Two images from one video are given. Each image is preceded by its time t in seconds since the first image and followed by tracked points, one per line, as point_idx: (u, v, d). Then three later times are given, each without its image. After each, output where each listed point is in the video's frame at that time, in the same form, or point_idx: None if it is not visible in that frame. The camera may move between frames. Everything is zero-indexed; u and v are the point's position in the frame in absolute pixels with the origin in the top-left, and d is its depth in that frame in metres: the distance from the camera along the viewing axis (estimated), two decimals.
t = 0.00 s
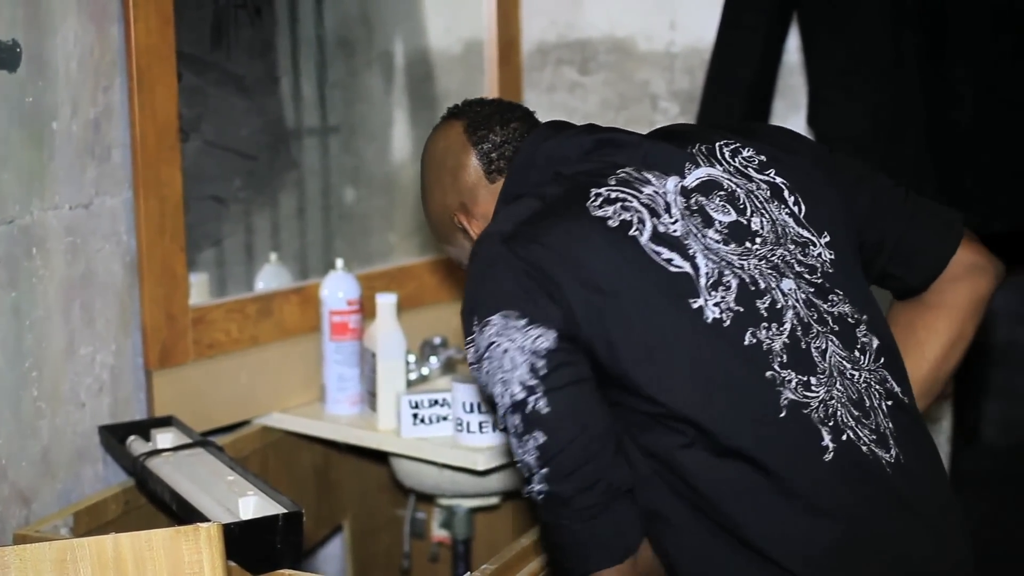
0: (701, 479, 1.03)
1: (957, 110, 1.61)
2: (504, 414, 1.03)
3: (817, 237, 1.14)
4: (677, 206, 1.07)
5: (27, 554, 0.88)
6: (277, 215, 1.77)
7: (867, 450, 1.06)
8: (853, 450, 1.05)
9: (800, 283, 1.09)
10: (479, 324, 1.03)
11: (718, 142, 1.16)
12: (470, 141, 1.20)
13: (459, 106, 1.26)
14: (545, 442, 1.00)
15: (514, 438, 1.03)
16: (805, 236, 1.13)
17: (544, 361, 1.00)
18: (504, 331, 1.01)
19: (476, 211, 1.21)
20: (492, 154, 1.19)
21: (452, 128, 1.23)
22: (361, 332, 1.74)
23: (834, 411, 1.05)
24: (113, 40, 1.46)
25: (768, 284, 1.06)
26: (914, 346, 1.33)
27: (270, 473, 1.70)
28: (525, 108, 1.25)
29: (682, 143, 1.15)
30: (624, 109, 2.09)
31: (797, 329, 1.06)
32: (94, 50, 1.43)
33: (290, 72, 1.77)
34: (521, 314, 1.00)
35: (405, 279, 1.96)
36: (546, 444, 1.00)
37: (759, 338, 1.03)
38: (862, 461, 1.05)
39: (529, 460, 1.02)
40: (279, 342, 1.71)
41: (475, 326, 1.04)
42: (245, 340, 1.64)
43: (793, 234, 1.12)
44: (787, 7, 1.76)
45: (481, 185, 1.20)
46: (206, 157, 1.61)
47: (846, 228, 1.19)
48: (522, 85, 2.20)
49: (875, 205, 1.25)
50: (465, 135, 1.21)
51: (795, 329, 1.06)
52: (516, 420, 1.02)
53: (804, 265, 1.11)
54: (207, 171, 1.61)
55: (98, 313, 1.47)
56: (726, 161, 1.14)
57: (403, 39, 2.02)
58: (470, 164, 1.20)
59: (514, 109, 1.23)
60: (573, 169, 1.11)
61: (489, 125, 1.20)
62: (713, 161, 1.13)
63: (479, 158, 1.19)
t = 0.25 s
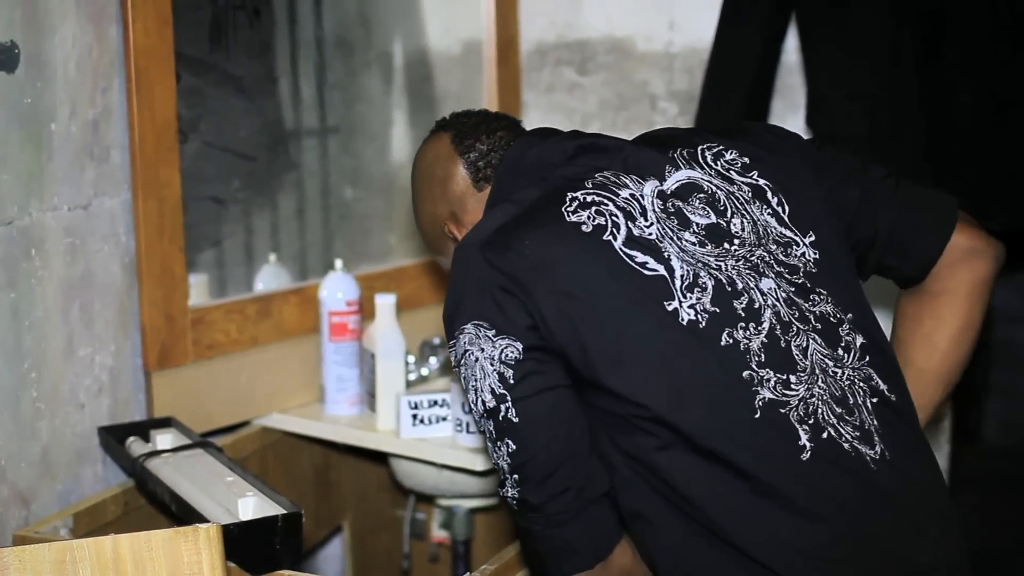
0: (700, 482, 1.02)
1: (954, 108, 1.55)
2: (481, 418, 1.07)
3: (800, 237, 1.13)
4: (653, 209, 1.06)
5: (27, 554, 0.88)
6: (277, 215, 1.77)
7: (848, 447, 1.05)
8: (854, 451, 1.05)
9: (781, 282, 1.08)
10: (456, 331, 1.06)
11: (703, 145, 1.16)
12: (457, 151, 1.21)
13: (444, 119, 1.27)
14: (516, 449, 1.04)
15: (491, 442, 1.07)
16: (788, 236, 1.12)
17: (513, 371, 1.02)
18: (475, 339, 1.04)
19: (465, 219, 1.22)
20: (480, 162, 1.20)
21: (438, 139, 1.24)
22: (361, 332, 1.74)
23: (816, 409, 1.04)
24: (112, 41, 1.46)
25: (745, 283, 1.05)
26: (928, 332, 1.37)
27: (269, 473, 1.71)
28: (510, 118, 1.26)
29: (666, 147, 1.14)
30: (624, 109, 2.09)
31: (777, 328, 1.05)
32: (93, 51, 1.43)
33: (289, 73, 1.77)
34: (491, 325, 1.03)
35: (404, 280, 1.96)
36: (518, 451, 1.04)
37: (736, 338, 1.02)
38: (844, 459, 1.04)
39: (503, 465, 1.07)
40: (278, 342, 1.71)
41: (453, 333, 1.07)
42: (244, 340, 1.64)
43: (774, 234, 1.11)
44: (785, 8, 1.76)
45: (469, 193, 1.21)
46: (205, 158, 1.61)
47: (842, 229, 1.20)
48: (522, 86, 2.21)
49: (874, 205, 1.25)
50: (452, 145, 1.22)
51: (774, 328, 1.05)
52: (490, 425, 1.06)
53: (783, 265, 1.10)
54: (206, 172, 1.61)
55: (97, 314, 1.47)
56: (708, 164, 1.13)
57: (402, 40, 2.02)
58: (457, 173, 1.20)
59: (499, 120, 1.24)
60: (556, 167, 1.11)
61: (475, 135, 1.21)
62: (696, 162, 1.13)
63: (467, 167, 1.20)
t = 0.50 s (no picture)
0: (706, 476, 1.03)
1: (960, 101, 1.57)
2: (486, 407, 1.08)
3: (808, 232, 1.14)
4: (660, 201, 1.06)
5: (34, 553, 0.88)
6: (284, 214, 1.77)
7: (850, 441, 1.05)
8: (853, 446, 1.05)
9: (786, 275, 1.08)
10: (462, 319, 1.08)
11: (711, 139, 1.16)
12: (466, 142, 1.22)
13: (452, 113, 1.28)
14: (520, 435, 1.05)
15: (496, 430, 1.08)
16: (795, 230, 1.13)
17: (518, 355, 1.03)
18: (483, 325, 1.06)
19: (473, 211, 1.23)
20: (489, 152, 1.21)
21: (446, 132, 1.25)
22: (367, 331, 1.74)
23: (818, 403, 1.05)
24: (118, 40, 1.46)
25: (750, 276, 1.06)
26: (947, 307, 1.36)
27: (275, 472, 1.71)
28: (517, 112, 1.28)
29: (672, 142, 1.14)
30: (630, 108, 2.09)
31: (781, 321, 1.05)
32: (99, 50, 1.43)
33: (296, 72, 1.77)
34: (499, 310, 1.05)
35: (410, 279, 1.96)
36: (523, 437, 1.05)
37: (740, 330, 1.03)
38: (845, 453, 1.05)
39: (508, 452, 1.08)
40: (285, 341, 1.71)
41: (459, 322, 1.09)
42: (251, 339, 1.65)
43: (781, 229, 1.11)
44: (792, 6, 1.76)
45: (478, 183, 1.22)
46: (211, 156, 1.61)
47: (848, 228, 1.20)
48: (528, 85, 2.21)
49: (881, 202, 1.24)
50: (461, 136, 1.23)
51: (778, 321, 1.05)
52: (495, 412, 1.07)
53: (789, 259, 1.10)
54: (213, 171, 1.61)
55: (103, 312, 1.47)
56: (716, 159, 1.13)
57: (408, 39, 2.02)
58: (466, 163, 1.21)
59: (508, 112, 1.25)
60: (564, 160, 1.11)
61: (484, 126, 1.22)
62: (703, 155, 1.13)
63: (476, 157, 1.21)
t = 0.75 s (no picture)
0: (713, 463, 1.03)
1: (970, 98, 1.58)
2: (502, 375, 1.06)
3: (825, 218, 1.14)
4: (683, 180, 1.07)
5: (38, 549, 0.88)
6: (289, 210, 1.77)
7: (860, 430, 1.06)
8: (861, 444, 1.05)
9: (802, 261, 1.09)
10: (481, 285, 1.06)
11: (736, 119, 1.15)
12: (482, 112, 1.22)
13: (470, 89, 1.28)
14: (541, 399, 1.03)
15: (510, 398, 1.06)
16: (813, 216, 1.13)
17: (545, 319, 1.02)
18: (508, 289, 1.04)
19: (486, 181, 1.22)
20: (505, 122, 1.21)
21: (463, 104, 1.25)
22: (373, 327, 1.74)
23: (829, 391, 1.05)
24: (124, 36, 1.45)
25: (768, 261, 1.06)
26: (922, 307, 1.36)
27: (280, 467, 1.70)
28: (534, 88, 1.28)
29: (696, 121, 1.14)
30: (637, 104, 2.09)
31: (796, 307, 1.06)
32: (105, 46, 1.43)
33: (302, 68, 1.77)
34: (527, 275, 1.03)
35: (417, 274, 1.96)
36: (544, 400, 1.03)
37: (756, 315, 1.04)
38: (857, 441, 1.05)
39: (525, 418, 1.05)
40: (291, 337, 1.71)
41: (478, 289, 1.07)
42: (257, 335, 1.64)
43: (800, 214, 1.11)
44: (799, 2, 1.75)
45: (492, 153, 1.21)
46: (217, 152, 1.61)
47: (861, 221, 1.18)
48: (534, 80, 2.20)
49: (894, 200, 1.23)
50: (477, 108, 1.22)
51: (794, 307, 1.06)
52: (513, 377, 1.05)
53: (807, 244, 1.10)
54: (219, 166, 1.61)
55: (109, 308, 1.47)
56: (739, 141, 1.12)
57: (414, 34, 2.02)
58: (481, 133, 1.21)
59: (525, 86, 1.25)
60: (590, 135, 1.11)
61: (500, 97, 1.22)
62: (727, 132, 1.13)
63: (491, 126, 1.21)
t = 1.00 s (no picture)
0: (706, 456, 1.04)
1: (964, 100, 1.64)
2: (542, 343, 1.00)
3: (831, 215, 1.16)
4: (712, 161, 1.07)
5: (29, 548, 0.88)
6: (281, 208, 1.76)
7: (870, 423, 1.09)
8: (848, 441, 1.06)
9: (816, 254, 1.10)
10: (517, 248, 1.00)
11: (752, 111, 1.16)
12: (480, 84, 1.15)
13: (458, 61, 1.22)
14: (593, 364, 0.98)
15: (550, 365, 1.00)
16: (823, 212, 1.14)
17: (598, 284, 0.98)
18: (557, 252, 0.99)
19: (483, 157, 1.15)
20: (505, 94, 1.15)
21: (457, 76, 1.18)
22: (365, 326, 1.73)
23: (843, 383, 1.08)
24: (116, 33, 1.45)
25: (789, 250, 1.07)
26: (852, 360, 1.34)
27: (273, 466, 1.70)
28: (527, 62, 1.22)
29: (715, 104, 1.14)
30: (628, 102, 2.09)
31: (814, 299, 1.07)
32: (97, 43, 1.43)
33: (293, 66, 1.77)
34: (576, 237, 0.99)
35: (409, 272, 1.96)
36: (595, 365, 0.98)
37: (778, 302, 1.04)
38: (854, 438, 1.07)
39: (571, 384, 1.00)
40: (282, 335, 1.71)
41: (513, 252, 1.01)
42: (249, 333, 1.64)
43: (813, 208, 1.13)
44: None
45: (492, 127, 1.15)
46: (209, 150, 1.61)
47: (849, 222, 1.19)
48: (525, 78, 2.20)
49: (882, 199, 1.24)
50: (473, 80, 1.16)
51: (812, 298, 1.07)
52: (559, 342, 0.99)
53: (821, 237, 1.12)
54: (210, 164, 1.61)
55: (101, 306, 1.47)
56: (755, 130, 1.14)
57: (407, 32, 2.02)
58: (480, 106, 1.15)
59: (520, 58, 1.19)
60: (606, 116, 1.10)
61: (498, 70, 1.16)
62: (746, 122, 1.14)
63: (491, 99, 1.15)
